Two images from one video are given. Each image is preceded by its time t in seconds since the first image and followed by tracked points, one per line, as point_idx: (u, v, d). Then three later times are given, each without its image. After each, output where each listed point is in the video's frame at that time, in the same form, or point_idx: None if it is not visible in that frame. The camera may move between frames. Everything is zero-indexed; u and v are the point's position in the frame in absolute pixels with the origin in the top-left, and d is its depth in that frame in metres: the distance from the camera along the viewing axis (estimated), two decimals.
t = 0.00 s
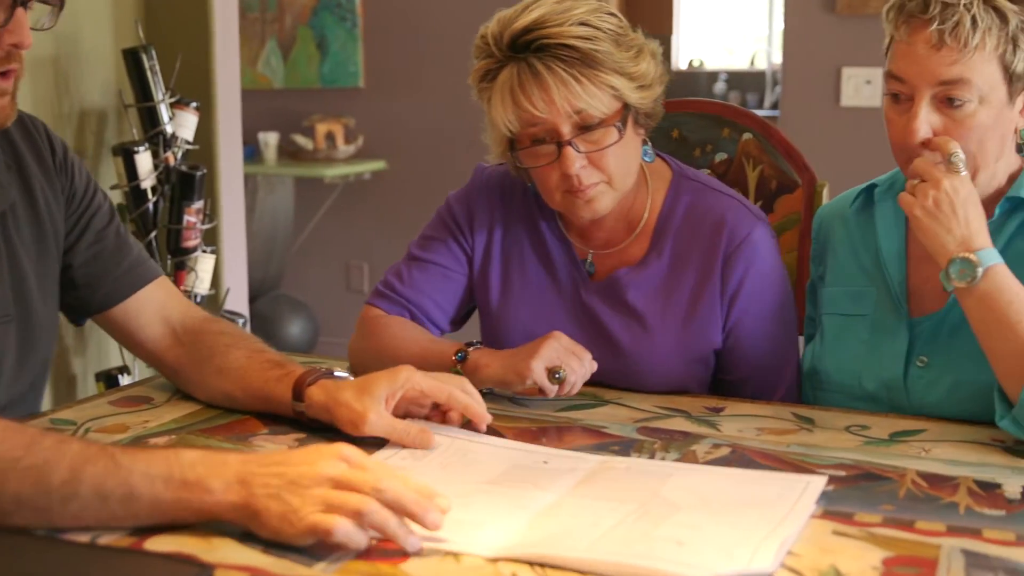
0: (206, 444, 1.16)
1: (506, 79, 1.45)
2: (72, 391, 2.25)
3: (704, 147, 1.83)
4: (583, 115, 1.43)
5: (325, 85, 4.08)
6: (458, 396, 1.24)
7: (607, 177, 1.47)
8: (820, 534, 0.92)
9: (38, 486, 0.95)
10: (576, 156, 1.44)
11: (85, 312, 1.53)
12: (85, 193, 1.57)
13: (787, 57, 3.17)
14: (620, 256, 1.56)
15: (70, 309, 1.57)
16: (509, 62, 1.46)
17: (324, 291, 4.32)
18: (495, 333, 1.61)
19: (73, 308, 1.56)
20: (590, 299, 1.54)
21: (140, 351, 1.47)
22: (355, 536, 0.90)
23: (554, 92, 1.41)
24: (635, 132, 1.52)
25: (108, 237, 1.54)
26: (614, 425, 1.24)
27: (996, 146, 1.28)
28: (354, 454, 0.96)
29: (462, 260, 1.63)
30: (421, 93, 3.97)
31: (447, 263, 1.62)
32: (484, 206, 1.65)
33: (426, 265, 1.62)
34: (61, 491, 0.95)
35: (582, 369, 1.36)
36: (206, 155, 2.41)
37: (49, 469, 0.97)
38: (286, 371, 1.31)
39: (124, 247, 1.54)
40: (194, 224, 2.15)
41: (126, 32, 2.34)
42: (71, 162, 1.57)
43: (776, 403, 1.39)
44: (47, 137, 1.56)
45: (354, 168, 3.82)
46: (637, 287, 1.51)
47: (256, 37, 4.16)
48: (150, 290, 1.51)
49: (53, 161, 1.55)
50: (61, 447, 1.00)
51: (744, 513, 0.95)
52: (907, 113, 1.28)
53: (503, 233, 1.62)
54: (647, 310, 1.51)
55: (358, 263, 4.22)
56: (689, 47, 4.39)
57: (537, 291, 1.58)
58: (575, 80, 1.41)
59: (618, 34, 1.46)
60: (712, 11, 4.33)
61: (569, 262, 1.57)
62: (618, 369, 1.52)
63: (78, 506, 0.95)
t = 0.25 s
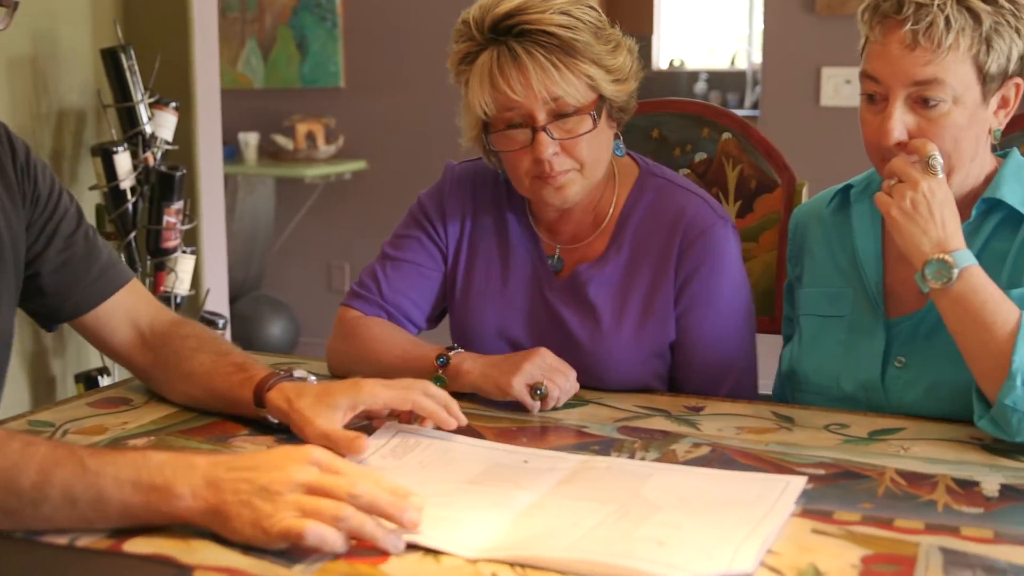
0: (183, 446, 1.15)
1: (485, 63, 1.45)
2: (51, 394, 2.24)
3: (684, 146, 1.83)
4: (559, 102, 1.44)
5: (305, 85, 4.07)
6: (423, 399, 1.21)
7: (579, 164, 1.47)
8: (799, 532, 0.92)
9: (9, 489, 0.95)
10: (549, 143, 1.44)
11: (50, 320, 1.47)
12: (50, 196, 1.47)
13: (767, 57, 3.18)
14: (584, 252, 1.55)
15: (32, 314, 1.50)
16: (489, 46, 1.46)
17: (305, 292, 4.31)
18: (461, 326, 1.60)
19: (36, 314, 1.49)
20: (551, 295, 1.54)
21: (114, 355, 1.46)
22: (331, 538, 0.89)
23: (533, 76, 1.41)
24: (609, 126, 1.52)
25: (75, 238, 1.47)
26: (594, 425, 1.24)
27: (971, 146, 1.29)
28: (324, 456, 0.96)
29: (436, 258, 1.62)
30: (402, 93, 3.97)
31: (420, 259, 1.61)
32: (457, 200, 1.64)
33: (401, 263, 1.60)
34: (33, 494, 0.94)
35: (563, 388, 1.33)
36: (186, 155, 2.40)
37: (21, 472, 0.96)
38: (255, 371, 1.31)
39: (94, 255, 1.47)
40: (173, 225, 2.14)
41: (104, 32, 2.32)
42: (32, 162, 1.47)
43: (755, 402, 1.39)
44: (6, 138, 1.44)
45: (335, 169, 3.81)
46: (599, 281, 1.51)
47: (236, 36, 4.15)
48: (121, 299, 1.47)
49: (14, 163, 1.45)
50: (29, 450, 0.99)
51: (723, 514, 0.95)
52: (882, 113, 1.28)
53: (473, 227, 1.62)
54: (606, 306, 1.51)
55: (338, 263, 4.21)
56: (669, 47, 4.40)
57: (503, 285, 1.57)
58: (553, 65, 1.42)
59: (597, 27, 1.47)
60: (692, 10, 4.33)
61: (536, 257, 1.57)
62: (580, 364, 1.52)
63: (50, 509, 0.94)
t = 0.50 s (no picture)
0: (166, 445, 1.15)
1: (482, 51, 1.45)
2: (34, 394, 2.23)
3: (667, 145, 1.84)
4: (555, 96, 1.44)
5: (289, 84, 4.06)
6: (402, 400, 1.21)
7: (568, 159, 1.47)
8: (782, 529, 0.92)
9: None
10: (542, 136, 1.44)
11: (32, 320, 1.46)
12: (31, 196, 1.44)
13: (750, 56, 3.19)
14: (565, 256, 1.55)
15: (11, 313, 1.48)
16: (489, 34, 1.46)
17: (289, 292, 4.30)
18: (442, 327, 1.60)
19: (16, 313, 1.47)
20: (530, 298, 1.54)
21: (97, 355, 1.45)
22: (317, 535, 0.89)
23: (532, 65, 1.41)
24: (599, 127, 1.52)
25: (59, 238, 1.45)
26: (579, 424, 1.25)
27: (947, 147, 1.30)
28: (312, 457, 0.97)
29: (419, 259, 1.62)
30: (386, 92, 3.96)
31: (403, 260, 1.60)
32: (440, 202, 1.64)
33: (384, 264, 1.60)
34: (15, 495, 0.94)
35: (551, 392, 1.29)
36: (169, 155, 2.40)
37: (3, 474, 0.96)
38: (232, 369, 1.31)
39: (78, 256, 1.46)
40: (156, 224, 2.14)
41: (87, 31, 2.31)
42: (12, 161, 1.43)
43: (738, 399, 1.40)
44: None
45: (319, 168, 3.80)
46: (578, 286, 1.51)
47: (219, 35, 4.14)
48: (105, 302, 1.46)
49: None
50: (12, 451, 0.98)
51: (707, 508, 0.95)
52: (859, 116, 1.29)
53: (456, 230, 1.62)
54: (584, 309, 1.51)
55: (323, 263, 4.21)
56: (654, 46, 4.40)
57: (484, 286, 1.57)
58: (553, 58, 1.42)
59: (595, 25, 1.47)
60: (677, 9, 4.34)
61: (517, 260, 1.57)
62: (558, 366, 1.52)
63: (34, 509, 0.94)
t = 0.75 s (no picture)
0: (148, 447, 1.15)
1: (461, 68, 1.44)
2: (15, 395, 2.22)
3: (650, 145, 1.84)
4: (538, 109, 1.43)
5: (272, 83, 4.06)
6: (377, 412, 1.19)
7: (557, 169, 1.47)
8: (765, 528, 0.92)
9: None
10: (528, 150, 1.44)
11: (19, 321, 1.44)
12: (19, 195, 1.43)
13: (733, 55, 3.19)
14: (561, 258, 1.55)
15: None
16: (466, 51, 1.45)
17: (272, 291, 4.30)
18: (433, 329, 1.59)
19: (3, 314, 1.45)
20: (525, 301, 1.54)
21: (78, 356, 1.44)
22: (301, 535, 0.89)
23: (512, 82, 1.40)
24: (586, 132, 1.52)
25: (47, 240, 1.44)
26: (562, 423, 1.25)
27: (918, 154, 1.30)
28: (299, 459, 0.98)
29: (408, 265, 1.61)
30: (370, 91, 3.95)
31: (390, 265, 1.60)
32: (431, 205, 1.63)
33: (371, 268, 1.60)
34: None
35: (533, 396, 1.29)
36: (151, 154, 2.39)
37: None
38: (212, 369, 1.30)
39: (65, 256, 1.44)
40: (139, 224, 2.13)
41: (68, 30, 2.31)
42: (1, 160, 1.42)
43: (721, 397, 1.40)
44: None
45: (303, 167, 3.79)
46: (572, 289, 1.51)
47: (202, 34, 4.13)
48: (93, 302, 1.45)
49: None
50: None
51: (690, 507, 0.95)
52: (833, 115, 1.30)
53: (448, 233, 1.61)
54: (579, 312, 1.51)
55: (306, 262, 4.20)
56: (637, 44, 4.40)
57: (477, 289, 1.56)
58: (532, 71, 1.41)
59: (571, 29, 1.47)
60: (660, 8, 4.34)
61: (509, 264, 1.56)
62: (554, 368, 1.52)
63: (15, 511, 0.93)
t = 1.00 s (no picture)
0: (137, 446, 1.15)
1: (450, 82, 1.44)
2: (4, 395, 2.21)
3: (640, 143, 1.84)
4: (529, 121, 1.43)
5: (261, 82, 4.05)
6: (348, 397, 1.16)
7: (551, 180, 1.47)
8: (754, 526, 0.92)
9: None
10: (521, 163, 1.44)
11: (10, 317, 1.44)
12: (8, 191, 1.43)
13: (723, 54, 3.19)
14: (563, 262, 1.55)
15: None
16: (452, 65, 1.45)
17: (262, 291, 4.29)
18: (429, 331, 1.59)
19: None
20: (525, 303, 1.54)
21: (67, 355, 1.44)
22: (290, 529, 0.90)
23: (500, 97, 1.40)
24: (579, 138, 1.53)
25: (37, 237, 1.44)
26: (552, 422, 1.25)
27: (888, 177, 1.30)
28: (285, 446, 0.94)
29: (402, 268, 1.61)
30: (359, 90, 3.95)
31: (385, 270, 1.59)
32: (429, 208, 1.62)
33: (364, 271, 1.59)
34: None
35: (524, 394, 1.29)
36: (140, 153, 2.39)
37: None
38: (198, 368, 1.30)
39: (54, 251, 1.44)
40: (128, 223, 2.12)
41: (57, 29, 2.30)
42: None
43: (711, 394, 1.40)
44: None
45: (293, 167, 3.79)
46: (572, 291, 1.51)
47: (191, 33, 4.13)
48: (82, 297, 1.45)
49: None
50: None
51: (680, 506, 0.96)
52: (814, 121, 1.29)
53: (446, 237, 1.60)
54: (579, 313, 1.50)
55: (296, 262, 4.19)
56: (627, 44, 4.40)
57: (476, 294, 1.56)
58: (521, 84, 1.41)
59: (561, 37, 1.46)
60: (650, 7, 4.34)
61: (507, 268, 1.56)
62: (555, 371, 1.52)
63: (4, 510, 0.93)
